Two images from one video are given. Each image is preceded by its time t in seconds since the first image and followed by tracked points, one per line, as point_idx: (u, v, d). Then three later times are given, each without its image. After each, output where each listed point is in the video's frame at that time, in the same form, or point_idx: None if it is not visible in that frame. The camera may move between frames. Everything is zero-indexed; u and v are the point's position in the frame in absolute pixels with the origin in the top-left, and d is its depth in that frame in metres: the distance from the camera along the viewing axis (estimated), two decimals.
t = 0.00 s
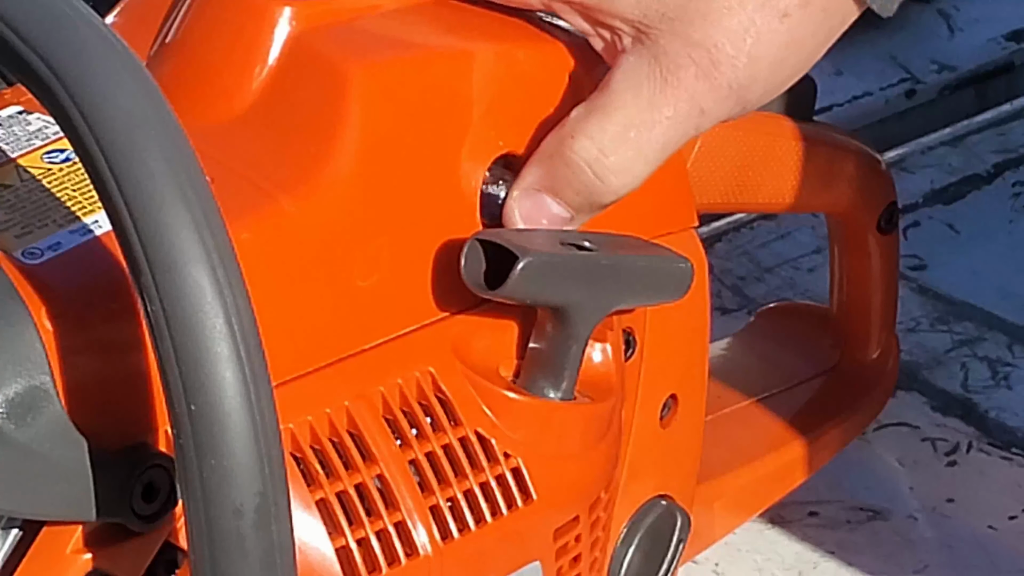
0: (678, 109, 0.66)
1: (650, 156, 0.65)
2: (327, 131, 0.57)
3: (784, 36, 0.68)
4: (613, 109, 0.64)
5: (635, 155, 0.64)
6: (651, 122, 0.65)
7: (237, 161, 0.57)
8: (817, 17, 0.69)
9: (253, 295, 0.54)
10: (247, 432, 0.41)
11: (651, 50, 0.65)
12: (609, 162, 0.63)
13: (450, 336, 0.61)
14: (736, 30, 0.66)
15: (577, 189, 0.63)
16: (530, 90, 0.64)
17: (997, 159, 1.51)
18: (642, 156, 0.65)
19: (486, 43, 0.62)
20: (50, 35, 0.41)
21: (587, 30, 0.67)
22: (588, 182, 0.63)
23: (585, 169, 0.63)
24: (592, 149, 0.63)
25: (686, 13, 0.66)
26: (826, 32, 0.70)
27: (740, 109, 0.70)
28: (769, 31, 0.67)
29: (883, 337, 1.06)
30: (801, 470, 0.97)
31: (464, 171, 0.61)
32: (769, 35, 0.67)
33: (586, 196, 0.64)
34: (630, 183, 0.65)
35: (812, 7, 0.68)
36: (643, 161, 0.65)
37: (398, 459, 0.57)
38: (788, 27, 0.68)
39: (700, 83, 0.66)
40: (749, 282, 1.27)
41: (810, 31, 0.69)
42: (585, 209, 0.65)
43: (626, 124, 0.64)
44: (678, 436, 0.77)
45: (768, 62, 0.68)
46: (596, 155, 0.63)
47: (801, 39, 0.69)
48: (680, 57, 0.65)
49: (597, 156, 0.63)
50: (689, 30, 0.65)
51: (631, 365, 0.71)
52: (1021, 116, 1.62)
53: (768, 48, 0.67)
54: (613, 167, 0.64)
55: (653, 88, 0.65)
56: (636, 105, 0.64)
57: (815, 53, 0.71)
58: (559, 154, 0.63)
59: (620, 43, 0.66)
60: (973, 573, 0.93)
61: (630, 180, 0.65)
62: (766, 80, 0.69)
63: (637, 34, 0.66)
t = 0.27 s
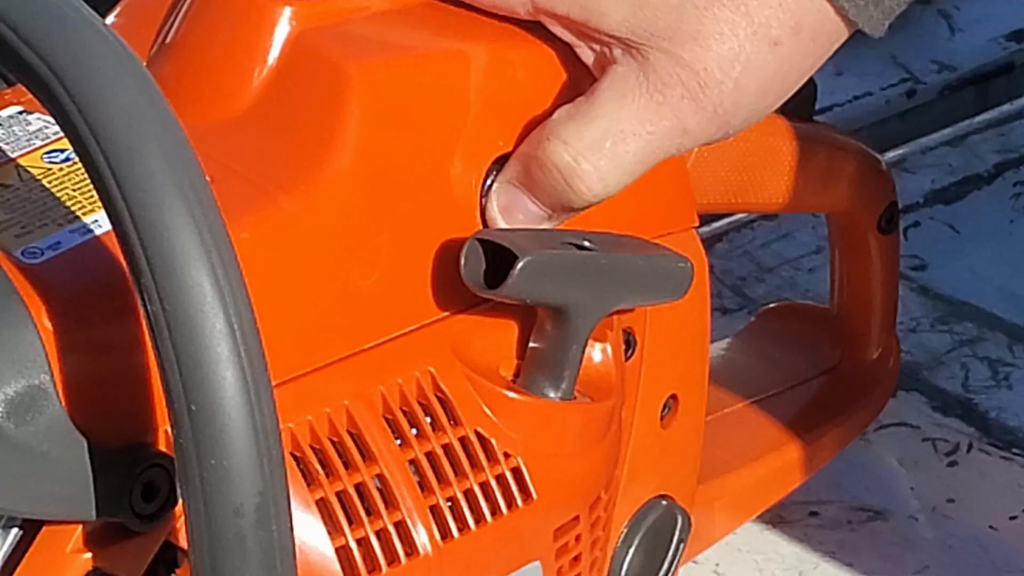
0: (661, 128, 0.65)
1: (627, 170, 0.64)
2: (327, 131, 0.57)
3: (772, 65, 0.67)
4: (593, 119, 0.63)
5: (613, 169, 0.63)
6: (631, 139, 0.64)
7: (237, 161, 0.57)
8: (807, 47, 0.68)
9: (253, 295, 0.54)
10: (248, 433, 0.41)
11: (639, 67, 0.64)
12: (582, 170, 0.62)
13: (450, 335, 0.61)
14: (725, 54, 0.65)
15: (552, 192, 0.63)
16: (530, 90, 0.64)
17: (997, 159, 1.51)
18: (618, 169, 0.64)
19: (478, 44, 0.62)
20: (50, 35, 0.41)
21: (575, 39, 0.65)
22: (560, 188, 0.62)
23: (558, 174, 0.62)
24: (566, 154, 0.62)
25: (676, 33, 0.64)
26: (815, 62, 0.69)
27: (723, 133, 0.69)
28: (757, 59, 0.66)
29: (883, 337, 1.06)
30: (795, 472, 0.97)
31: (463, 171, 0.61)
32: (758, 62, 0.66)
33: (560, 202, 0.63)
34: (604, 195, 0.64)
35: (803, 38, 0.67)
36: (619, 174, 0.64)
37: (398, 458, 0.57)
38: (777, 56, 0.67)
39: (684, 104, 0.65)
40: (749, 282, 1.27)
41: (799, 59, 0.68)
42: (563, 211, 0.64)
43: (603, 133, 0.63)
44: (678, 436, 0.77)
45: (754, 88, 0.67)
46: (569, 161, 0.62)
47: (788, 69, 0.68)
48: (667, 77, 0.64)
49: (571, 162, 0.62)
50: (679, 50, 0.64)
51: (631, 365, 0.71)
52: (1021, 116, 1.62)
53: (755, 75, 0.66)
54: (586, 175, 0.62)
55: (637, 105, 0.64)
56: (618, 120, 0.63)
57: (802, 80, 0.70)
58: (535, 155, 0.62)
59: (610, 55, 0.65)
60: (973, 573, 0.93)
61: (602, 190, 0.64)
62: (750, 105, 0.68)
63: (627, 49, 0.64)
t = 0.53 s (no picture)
0: (644, 136, 0.64)
1: (608, 176, 0.64)
2: (326, 131, 0.57)
3: (764, 76, 0.66)
4: (574, 125, 0.62)
5: (591, 176, 0.63)
6: (612, 146, 0.63)
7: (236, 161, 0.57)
8: (801, 59, 0.66)
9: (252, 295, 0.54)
10: (247, 432, 0.41)
11: (626, 73, 0.64)
12: (560, 174, 0.62)
13: (449, 335, 0.61)
14: (713, 65, 0.64)
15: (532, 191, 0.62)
16: (528, 90, 0.64)
17: (997, 159, 1.51)
18: (598, 176, 0.63)
19: (464, 45, 0.61)
20: (50, 35, 0.41)
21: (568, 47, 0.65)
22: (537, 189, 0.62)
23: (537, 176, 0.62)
24: (544, 157, 0.61)
25: (664, 42, 0.63)
26: (809, 72, 0.68)
27: (713, 144, 0.68)
28: (747, 70, 0.65)
29: (883, 336, 1.06)
30: (796, 474, 0.97)
31: (462, 170, 0.61)
32: (748, 74, 0.65)
33: (538, 201, 0.63)
34: (583, 200, 0.64)
35: (795, 49, 0.66)
36: (599, 180, 0.63)
37: (397, 458, 0.57)
38: (768, 67, 0.66)
39: (669, 114, 0.64)
40: (749, 282, 1.27)
41: (792, 71, 0.67)
42: (545, 211, 0.64)
43: (584, 140, 0.63)
44: (678, 436, 0.77)
45: (744, 100, 0.66)
46: (547, 164, 0.61)
47: (780, 80, 0.67)
48: (653, 86, 0.64)
49: (549, 166, 0.62)
50: (668, 60, 0.63)
51: (631, 365, 0.71)
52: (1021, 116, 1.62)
53: (745, 86, 0.65)
54: (564, 180, 0.62)
55: (621, 113, 0.63)
56: (600, 127, 0.63)
57: (796, 91, 0.69)
58: (516, 154, 0.62)
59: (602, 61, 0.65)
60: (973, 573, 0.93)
61: (581, 195, 0.63)
62: (741, 116, 0.67)
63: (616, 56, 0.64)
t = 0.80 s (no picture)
0: (697, 86, 0.69)
1: (675, 134, 0.68)
2: (328, 133, 0.57)
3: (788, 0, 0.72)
4: (636, 94, 0.66)
5: (661, 135, 0.68)
6: (672, 102, 0.68)
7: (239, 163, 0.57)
8: None
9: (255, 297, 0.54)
10: (249, 434, 0.41)
11: (662, 32, 0.69)
12: (637, 147, 0.66)
13: (451, 338, 0.61)
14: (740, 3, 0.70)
15: (608, 177, 0.65)
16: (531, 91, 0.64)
17: (997, 159, 1.51)
18: (666, 135, 0.68)
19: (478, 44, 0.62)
20: (51, 35, 0.41)
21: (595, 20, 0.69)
22: (618, 168, 0.66)
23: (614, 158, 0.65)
24: (620, 137, 0.65)
25: None
26: None
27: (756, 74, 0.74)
28: None
29: (883, 337, 1.06)
30: (798, 470, 0.97)
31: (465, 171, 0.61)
32: None
33: (620, 184, 0.66)
34: (659, 166, 0.68)
35: None
36: (668, 140, 0.68)
37: (399, 461, 0.57)
38: None
39: (714, 57, 0.70)
40: (749, 282, 1.27)
41: None
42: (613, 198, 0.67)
43: (648, 107, 0.67)
44: (679, 437, 0.77)
45: (775, 26, 0.72)
46: (623, 142, 0.66)
47: None
48: (693, 35, 0.69)
49: (624, 142, 0.66)
50: (698, 7, 0.69)
51: (632, 367, 0.71)
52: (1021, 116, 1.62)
53: (777, 13, 0.72)
54: (638, 152, 0.67)
55: (670, 67, 0.68)
56: (657, 89, 0.67)
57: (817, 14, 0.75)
58: (589, 146, 0.64)
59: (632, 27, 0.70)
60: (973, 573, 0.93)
61: (656, 162, 0.68)
62: (776, 42, 0.73)
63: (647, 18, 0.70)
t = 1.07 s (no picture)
0: (709, 102, 0.69)
1: (682, 148, 0.68)
2: (327, 132, 0.57)
3: (814, 21, 0.71)
4: (645, 107, 0.66)
5: (667, 147, 0.68)
6: (680, 118, 0.68)
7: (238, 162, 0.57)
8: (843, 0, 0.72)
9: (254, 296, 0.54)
10: (248, 434, 0.41)
11: (680, 44, 0.69)
12: (643, 156, 0.66)
13: (451, 336, 0.61)
14: (763, 18, 0.69)
15: (612, 182, 0.65)
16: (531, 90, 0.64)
17: (997, 159, 1.51)
18: (675, 149, 0.68)
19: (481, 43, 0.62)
20: (50, 34, 0.41)
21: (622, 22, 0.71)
22: (625, 174, 0.66)
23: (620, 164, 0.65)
24: (627, 143, 0.66)
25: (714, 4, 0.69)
26: (856, 14, 0.74)
27: (774, 95, 0.73)
28: (796, 16, 0.70)
29: (883, 337, 1.06)
30: (802, 469, 0.97)
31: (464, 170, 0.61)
32: (798, 20, 0.70)
33: (622, 190, 0.66)
34: (664, 175, 0.68)
35: None
36: (676, 154, 0.68)
37: (399, 460, 0.57)
38: (815, 13, 0.71)
39: (730, 73, 0.69)
40: (749, 282, 1.27)
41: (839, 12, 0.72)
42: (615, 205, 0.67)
43: (657, 120, 0.67)
44: (679, 436, 0.77)
45: (799, 46, 0.71)
46: (630, 148, 0.66)
47: (830, 24, 0.72)
48: (709, 50, 0.68)
49: (632, 149, 0.66)
50: (719, 22, 0.69)
51: (632, 366, 0.71)
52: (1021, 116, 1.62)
53: (800, 35, 0.71)
54: (646, 161, 0.67)
55: (684, 81, 0.68)
56: (666, 103, 0.67)
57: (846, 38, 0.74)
58: (594, 151, 0.64)
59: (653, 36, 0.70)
60: (973, 572, 0.93)
61: (661, 172, 0.68)
62: (797, 64, 0.72)
63: (669, 28, 0.69)
